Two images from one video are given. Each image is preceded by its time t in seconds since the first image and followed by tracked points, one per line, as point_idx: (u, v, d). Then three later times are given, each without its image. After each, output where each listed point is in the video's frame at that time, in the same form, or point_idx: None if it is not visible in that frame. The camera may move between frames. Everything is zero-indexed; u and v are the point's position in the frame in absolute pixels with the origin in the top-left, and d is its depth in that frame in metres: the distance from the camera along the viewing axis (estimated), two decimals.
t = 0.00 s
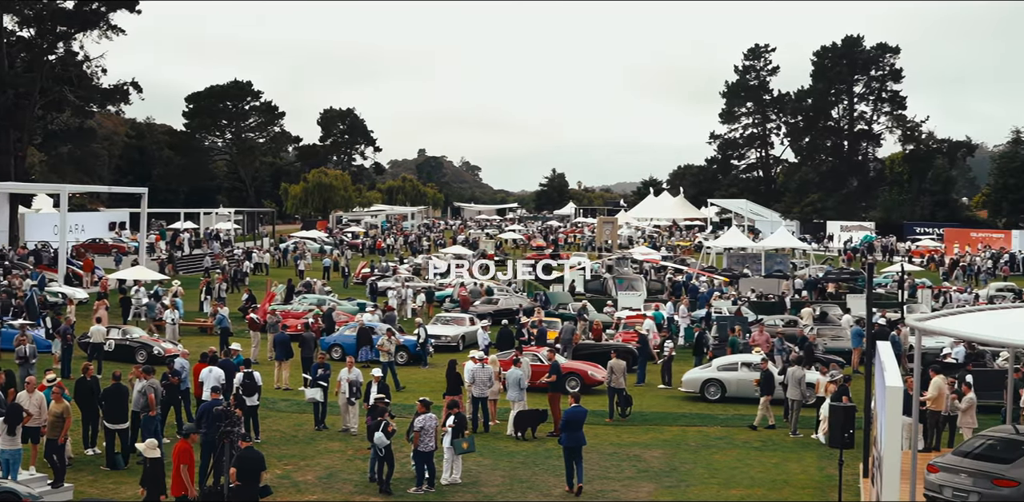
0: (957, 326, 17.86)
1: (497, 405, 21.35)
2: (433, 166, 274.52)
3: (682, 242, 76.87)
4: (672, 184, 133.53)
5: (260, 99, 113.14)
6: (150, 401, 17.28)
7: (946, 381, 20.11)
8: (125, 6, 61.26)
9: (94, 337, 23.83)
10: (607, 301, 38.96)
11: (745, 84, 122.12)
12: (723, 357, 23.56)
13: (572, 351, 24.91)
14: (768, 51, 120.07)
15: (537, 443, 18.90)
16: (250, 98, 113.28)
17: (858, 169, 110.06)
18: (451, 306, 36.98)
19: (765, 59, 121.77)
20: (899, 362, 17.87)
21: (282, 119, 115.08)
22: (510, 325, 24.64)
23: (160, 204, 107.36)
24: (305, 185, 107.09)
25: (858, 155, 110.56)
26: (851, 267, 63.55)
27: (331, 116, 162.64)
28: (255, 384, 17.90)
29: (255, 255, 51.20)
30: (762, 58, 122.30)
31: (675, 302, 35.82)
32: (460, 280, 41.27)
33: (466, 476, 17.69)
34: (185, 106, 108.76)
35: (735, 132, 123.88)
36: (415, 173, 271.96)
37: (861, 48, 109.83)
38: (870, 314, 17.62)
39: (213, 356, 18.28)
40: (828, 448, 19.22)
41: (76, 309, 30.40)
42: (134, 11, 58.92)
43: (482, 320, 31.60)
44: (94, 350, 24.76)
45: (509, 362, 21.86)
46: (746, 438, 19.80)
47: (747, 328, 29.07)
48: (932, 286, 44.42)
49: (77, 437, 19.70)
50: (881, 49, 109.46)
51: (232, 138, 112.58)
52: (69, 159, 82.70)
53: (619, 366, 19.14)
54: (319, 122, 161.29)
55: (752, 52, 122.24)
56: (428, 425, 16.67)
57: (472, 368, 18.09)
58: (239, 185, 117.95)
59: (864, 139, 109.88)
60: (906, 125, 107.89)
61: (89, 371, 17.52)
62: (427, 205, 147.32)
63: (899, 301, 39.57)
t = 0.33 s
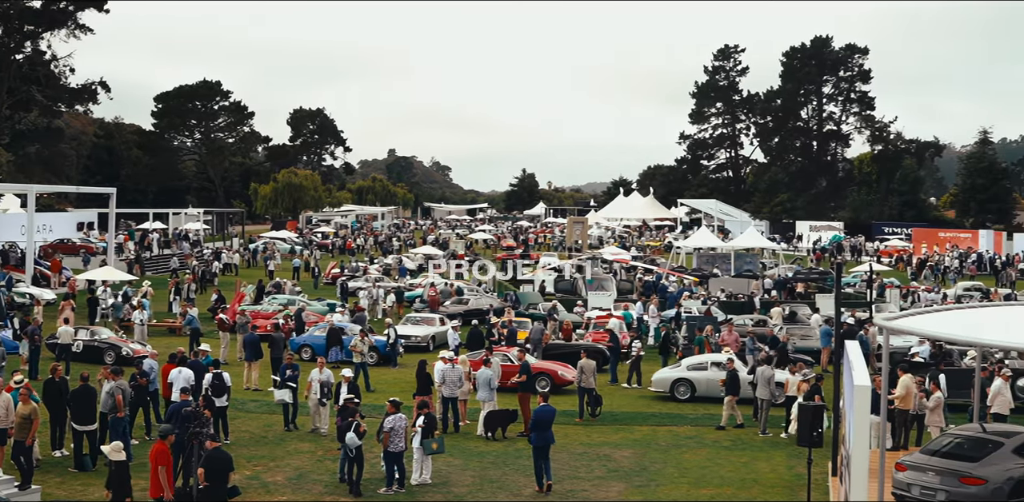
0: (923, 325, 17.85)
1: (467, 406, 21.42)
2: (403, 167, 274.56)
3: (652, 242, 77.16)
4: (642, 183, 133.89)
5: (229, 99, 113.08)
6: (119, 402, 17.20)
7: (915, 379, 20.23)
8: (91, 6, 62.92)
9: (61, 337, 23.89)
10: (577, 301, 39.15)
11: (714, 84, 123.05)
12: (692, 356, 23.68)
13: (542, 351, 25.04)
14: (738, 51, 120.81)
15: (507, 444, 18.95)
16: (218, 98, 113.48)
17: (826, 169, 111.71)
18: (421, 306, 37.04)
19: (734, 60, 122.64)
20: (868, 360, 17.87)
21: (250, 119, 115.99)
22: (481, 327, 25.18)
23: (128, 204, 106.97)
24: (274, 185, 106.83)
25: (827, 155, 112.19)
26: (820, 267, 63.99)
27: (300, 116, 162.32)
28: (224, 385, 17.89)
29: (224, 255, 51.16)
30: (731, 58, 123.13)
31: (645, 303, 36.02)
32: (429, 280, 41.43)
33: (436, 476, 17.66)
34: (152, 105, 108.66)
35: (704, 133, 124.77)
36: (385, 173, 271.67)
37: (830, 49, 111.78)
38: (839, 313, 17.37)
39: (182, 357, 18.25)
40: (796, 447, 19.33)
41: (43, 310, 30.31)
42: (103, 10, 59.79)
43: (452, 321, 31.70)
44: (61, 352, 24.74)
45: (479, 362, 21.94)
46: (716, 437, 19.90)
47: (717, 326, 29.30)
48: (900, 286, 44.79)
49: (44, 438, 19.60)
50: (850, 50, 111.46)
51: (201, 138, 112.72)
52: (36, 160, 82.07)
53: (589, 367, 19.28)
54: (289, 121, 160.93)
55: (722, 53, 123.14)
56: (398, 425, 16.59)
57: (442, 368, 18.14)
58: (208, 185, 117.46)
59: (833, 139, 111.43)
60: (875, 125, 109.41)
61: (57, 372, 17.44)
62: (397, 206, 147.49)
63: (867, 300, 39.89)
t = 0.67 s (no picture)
0: (891, 324, 17.82)
1: (437, 406, 21.52)
2: (372, 167, 274.54)
3: (622, 242, 77.40)
4: (612, 183, 134.24)
5: (198, 99, 112.57)
6: (85, 404, 17.09)
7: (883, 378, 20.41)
8: (58, 5, 63.27)
9: (28, 338, 23.93)
10: (547, 300, 39.21)
11: (683, 84, 123.14)
12: (661, 356, 23.78)
13: (511, 352, 25.20)
14: (708, 51, 121.22)
15: (477, 443, 19.02)
16: (188, 97, 113.86)
17: (795, 169, 112.77)
18: (391, 306, 37.08)
19: (704, 60, 122.96)
20: (837, 359, 17.86)
21: (219, 118, 117.63)
22: (450, 326, 25.26)
23: (96, 204, 106.35)
24: (243, 185, 106.48)
25: (796, 156, 112.98)
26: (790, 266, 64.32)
27: (269, 116, 161.68)
28: (192, 385, 17.83)
29: (193, 256, 51.16)
30: (701, 59, 123.53)
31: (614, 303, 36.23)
32: (398, 281, 41.55)
33: (406, 476, 17.64)
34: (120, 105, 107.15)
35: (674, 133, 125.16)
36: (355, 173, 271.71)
37: (799, 49, 111.31)
38: (807, 313, 17.16)
39: (152, 358, 18.20)
40: (765, 446, 19.45)
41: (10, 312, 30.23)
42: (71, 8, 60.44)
43: (422, 321, 31.78)
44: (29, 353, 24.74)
45: (449, 362, 22.08)
46: (685, 437, 20.00)
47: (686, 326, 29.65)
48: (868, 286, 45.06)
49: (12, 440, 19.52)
50: (818, 50, 111.19)
51: (170, 137, 114.03)
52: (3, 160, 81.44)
53: (559, 366, 19.52)
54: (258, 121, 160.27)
55: (691, 52, 123.47)
56: (367, 426, 16.50)
57: (412, 369, 18.23)
58: (177, 185, 116.81)
59: (802, 139, 112.10)
60: (843, 125, 110.67)
61: (25, 372, 17.37)
62: (366, 206, 147.52)
63: (837, 300, 40.14)
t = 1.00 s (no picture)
0: (860, 322, 17.79)
1: (409, 406, 21.61)
2: (342, 166, 274.38)
3: (593, 242, 77.58)
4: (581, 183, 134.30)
5: (167, 98, 112.24)
6: (53, 405, 17.01)
7: (852, 378, 20.60)
8: (25, 4, 63.00)
9: None
10: (517, 300, 39.33)
11: (654, 84, 123.75)
12: (632, 355, 23.89)
13: (481, 352, 25.33)
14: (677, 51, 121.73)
15: (447, 444, 19.09)
16: (156, 98, 112.05)
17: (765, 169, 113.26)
18: (361, 307, 37.19)
19: (674, 60, 123.31)
20: (805, 358, 17.86)
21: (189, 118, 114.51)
22: (420, 327, 25.43)
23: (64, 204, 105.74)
24: (213, 185, 106.18)
25: (765, 156, 114.23)
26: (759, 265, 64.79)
27: (239, 115, 160.91)
28: (162, 387, 17.76)
29: (161, 256, 51.10)
30: (671, 59, 123.78)
31: (584, 302, 36.41)
32: (369, 281, 41.70)
33: (376, 477, 17.62)
34: (89, 105, 106.82)
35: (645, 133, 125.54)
36: (325, 173, 271.50)
37: (768, 50, 114.06)
38: (777, 312, 16.99)
39: (120, 359, 18.14)
40: (734, 446, 19.57)
41: None
42: (38, 7, 60.34)
43: (392, 321, 31.88)
44: None
45: (420, 362, 22.21)
46: (655, 436, 20.10)
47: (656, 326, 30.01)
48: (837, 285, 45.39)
49: None
50: (788, 51, 113.87)
51: (138, 138, 111.43)
52: None
53: (530, 366, 19.68)
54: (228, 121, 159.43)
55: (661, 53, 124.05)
56: (338, 427, 16.40)
57: (382, 369, 18.30)
58: (146, 185, 116.33)
59: (771, 139, 113.85)
60: (813, 125, 111.71)
61: None
62: (336, 206, 147.34)
63: (806, 299, 40.40)
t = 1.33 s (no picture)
0: (829, 321, 17.76)
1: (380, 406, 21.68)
2: (313, 166, 274.09)
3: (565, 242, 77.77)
4: (553, 182, 134.43)
5: (136, 98, 111.69)
6: (21, 406, 16.91)
7: (822, 377, 20.76)
8: None
9: None
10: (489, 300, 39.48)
11: (624, 84, 123.91)
12: (603, 355, 23.96)
13: (452, 352, 25.43)
14: (648, 51, 122.04)
15: (418, 444, 19.15)
16: (126, 97, 112.20)
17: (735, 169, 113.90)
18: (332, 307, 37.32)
19: (644, 60, 123.48)
20: (774, 357, 17.88)
21: (159, 117, 114.51)
22: (390, 326, 25.59)
23: (33, 204, 105.07)
24: (183, 185, 105.92)
25: (736, 156, 115.00)
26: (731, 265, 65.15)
27: (210, 115, 160.05)
28: (131, 387, 17.71)
29: (130, 257, 51.05)
30: (641, 59, 123.76)
31: (555, 302, 36.58)
32: (340, 281, 41.87)
33: (347, 477, 17.60)
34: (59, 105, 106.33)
35: (617, 133, 125.74)
36: (297, 173, 271.16)
37: (739, 51, 114.35)
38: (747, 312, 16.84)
39: (89, 360, 18.07)
40: (705, 445, 19.67)
41: None
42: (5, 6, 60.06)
43: (363, 321, 31.99)
44: None
45: (390, 362, 22.30)
46: (625, 436, 20.18)
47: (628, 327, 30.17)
48: (807, 285, 45.69)
49: None
50: (758, 52, 114.14)
51: (107, 137, 111.59)
52: None
53: (500, 366, 19.78)
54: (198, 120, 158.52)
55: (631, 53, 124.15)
56: (308, 427, 16.36)
57: (353, 369, 18.30)
58: (115, 184, 115.94)
59: (741, 139, 114.52)
60: (782, 126, 112.19)
61: None
62: (306, 206, 147.21)
63: (776, 299, 40.59)
